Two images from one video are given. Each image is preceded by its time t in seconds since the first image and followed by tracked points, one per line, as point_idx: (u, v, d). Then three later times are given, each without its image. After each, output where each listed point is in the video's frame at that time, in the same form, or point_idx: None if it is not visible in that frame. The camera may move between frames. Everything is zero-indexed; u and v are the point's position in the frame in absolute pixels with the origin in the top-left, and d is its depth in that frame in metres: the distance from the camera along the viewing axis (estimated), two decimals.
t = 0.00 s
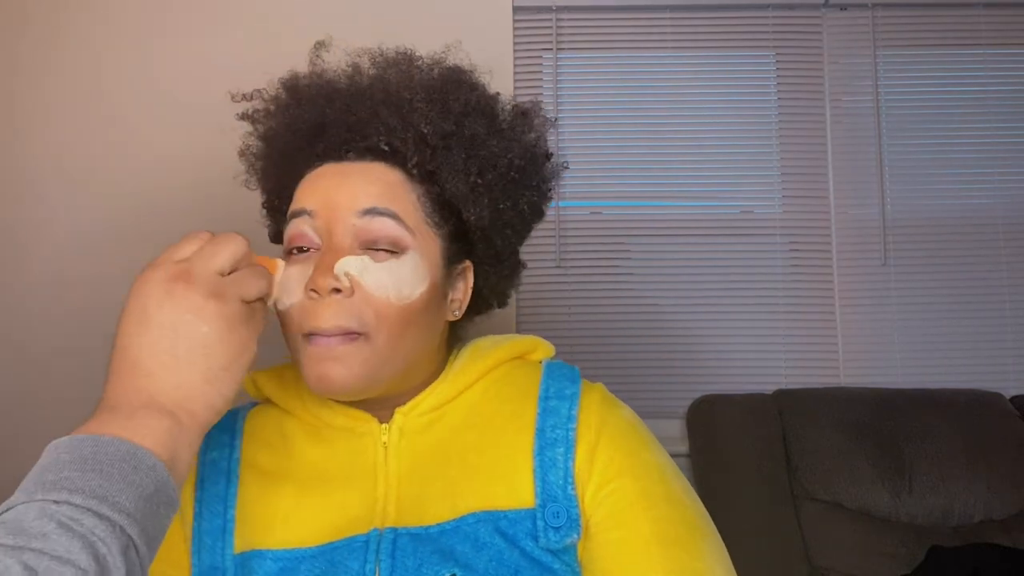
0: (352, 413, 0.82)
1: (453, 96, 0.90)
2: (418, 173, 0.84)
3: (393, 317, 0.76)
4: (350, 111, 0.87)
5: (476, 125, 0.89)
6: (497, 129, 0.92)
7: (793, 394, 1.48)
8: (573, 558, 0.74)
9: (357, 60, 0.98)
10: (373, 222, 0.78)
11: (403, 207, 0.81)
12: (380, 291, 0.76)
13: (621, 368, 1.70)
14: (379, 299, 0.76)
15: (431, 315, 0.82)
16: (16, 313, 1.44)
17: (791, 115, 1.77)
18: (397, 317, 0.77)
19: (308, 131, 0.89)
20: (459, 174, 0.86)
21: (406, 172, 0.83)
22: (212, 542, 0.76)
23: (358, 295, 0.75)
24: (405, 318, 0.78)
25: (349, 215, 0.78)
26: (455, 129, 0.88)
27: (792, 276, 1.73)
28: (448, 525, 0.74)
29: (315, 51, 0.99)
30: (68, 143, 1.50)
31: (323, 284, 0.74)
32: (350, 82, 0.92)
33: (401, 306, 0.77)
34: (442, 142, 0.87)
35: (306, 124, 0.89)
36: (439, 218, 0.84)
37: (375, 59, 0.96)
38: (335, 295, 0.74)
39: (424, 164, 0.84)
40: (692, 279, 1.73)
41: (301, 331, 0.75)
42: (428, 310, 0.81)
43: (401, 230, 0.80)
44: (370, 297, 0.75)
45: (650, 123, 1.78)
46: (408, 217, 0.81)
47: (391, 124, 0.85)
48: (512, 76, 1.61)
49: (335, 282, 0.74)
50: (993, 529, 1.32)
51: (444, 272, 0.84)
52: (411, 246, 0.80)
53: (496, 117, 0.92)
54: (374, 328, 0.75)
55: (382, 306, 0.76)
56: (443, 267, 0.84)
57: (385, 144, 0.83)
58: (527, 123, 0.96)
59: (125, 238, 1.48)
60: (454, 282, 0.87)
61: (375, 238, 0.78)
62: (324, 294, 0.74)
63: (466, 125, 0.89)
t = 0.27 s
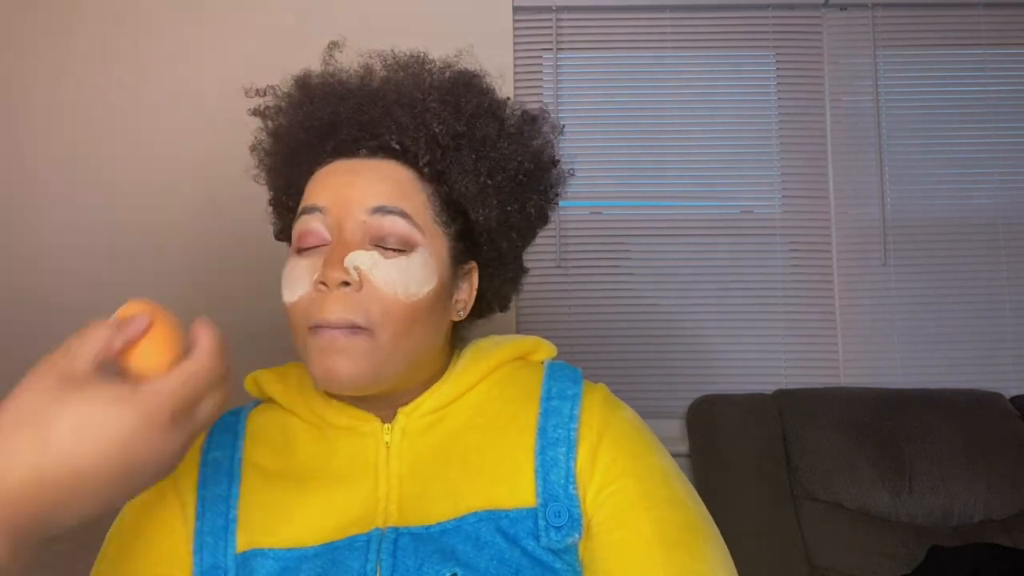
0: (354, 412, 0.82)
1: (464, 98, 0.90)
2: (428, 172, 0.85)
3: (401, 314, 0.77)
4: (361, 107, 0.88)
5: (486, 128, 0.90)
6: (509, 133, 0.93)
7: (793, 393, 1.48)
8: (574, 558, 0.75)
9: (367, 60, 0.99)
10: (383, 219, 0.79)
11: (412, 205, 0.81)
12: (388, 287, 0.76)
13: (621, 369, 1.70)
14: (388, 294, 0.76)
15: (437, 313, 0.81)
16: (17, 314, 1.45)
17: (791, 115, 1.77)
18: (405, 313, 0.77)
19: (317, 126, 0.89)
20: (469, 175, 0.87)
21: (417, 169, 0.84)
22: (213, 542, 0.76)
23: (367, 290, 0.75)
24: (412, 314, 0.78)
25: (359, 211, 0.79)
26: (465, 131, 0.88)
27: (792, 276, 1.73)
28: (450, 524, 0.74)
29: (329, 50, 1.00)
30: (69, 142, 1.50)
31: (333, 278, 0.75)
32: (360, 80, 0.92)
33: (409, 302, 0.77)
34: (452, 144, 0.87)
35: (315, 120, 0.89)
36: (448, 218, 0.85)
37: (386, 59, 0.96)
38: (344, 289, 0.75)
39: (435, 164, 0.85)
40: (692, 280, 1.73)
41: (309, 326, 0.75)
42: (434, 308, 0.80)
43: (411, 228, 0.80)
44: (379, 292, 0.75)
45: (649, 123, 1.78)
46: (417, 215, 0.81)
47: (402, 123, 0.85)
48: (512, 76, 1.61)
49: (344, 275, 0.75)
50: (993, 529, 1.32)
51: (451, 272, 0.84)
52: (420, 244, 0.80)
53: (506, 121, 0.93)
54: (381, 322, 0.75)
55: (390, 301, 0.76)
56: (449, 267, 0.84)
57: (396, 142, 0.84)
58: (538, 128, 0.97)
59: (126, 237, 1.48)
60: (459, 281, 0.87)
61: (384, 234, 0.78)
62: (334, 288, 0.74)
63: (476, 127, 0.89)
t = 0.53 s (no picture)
0: (380, 410, 0.82)
1: (495, 96, 0.86)
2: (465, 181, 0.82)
3: (459, 335, 0.79)
4: (386, 108, 0.83)
5: (517, 128, 0.86)
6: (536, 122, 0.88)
7: (793, 393, 1.48)
8: (589, 562, 0.74)
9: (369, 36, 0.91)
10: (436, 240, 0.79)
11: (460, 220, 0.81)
12: (449, 310, 0.78)
13: (622, 369, 1.70)
14: (448, 319, 0.78)
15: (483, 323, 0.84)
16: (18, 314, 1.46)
17: (792, 115, 1.77)
18: (462, 333, 0.79)
19: (335, 125, 0.83)
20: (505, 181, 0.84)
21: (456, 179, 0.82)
22: (236, 534, 0.77)
23: (428, 317, 0.77)
24: (468, 332, 0.80)
25: (411, 234, 0.78)
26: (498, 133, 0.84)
27: (792, 276, 1.73)
28: (465, 524, 0.74)
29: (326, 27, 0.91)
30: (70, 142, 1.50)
31: (394, 308, 0.76)
32: (376, 69, 0.86)
33: (466, 323, 0.79)
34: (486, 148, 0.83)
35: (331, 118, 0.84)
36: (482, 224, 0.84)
37: (399, 41, 0.89)
38: (408, 318, 0.76)
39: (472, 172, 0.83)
40: (693, 280, 1.73)
41: (370, 353, 0.77)
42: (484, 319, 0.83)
43: (461, 245, 0.80)
44: (440, 318, 0.78)
45: (649, 123, 1.77)
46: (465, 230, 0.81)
47: (435, 128, 0.81)
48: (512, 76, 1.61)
49: (406, 307, 0.76)
50: (992, 529, 1.32)
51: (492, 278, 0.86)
52: (469, 260, 0.81)
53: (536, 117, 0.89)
54: (441, 345, 0.78)
55: (451, 326, 0.78)
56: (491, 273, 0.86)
57: (427, 150, 0.81)
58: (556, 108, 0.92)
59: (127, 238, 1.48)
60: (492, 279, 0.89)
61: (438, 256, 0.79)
62: (396, 317, 0.76)
63: (509, 128, 0.86)
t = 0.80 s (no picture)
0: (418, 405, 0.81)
1: (548, 109, 0.76)
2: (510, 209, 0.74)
3: (499, 365, 0.74)
4: (425, 124, 0.73)
5: (571, 143, 0.77)
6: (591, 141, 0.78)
7: (793, 394, 1.47)
8: (620, 565, 0.74)
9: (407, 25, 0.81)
10: (478, 272, 0.72)
11: (505, 248, 0.73)
12: (489, 343, 0.72)
13: (622, 369, 1.70)
14: (488, 352, 0.73)
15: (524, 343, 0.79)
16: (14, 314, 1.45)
17: (792, 115, 1.77)
18: (502, 361, 0.74)
19: (369, 139, 0.74)
20: (552, 205, 0.76)
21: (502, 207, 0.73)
22: (269, 520, 0.76)
23: (468, 352, 0.72)
24: (508, 359, 0.75)
25: (453, 266, 0.71)
26: (548, 153, 0.75)
27: (792, 276, 1.73)
28: (496, 522, 0.75)
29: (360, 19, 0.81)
30: (67, 143, 1.50)
31: (431, 342, 0.71)
32: (417, 72, 0.75)
33: (505, 353, 0.74)
34: (536, 172, 0.74)
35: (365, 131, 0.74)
36: (527, 248, 0.77)
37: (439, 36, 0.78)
38: (444, 355, 0.71)
39: (518, 198, 0.74)
40: (693, 280, 1.73)
41: (407, 384, 0.73)
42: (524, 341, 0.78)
43: (506, 273, 0.73)
44: (481, 350, 0.72)
45: (646, 123, 1.77)
46: (510, 256, 0.74)
47: (480, 152, 0.72)
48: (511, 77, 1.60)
49: (446, 341, 0.71)
50: (992, 529, 1.32)
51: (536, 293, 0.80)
52: (513, 289, 0.74)
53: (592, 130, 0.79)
54: (480, 376, 0.73)
55: (491, 359, 0.73)
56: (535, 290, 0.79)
57: (471, 173, 0.72)
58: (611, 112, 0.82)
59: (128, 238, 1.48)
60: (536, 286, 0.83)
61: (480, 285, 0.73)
62: (432, 352, 0.71)
63: (562, 144, 0.76)
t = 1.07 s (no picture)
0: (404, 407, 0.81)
1: (466, 91, 0.78)
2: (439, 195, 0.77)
3: (434, 357, 0.76)
4: (350, 122, 0.78)
5: (497, 124, 0.79)
6: (514, 124, 0.81)
7: (793, 393, 1.47)
8: (612, 565, 0.74)
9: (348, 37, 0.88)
10: (404, 265, 0.75)
11: (433, 240, 0.76)
12: (419, 335, 0.75)
13: (622, 369, 1.70)
14: (420, 343, 0.75)
15: (472, 337, 0.80)
16: (14, 314, 1.45)
17: (792, 115, 1.77)
18: (438, 353, 0.76)
19: (310, 145, 0.80)
20: (484, 186, 0.78)
21: (428, 196, 0.77)
22: (261, 527, 0.77)
23: (400, 343, 0.75)
24: (447, 350, 0.77)
25: (376, 261, 0.75)
26: (473, 136, 0.78)
27: (792, 276, 1.73)
28: (488, 524, 0.75)
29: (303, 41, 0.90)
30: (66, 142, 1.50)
31: (366, 336, 0.74)
32: (345, 76, 0.81)
33: (441, 345, 0.77)
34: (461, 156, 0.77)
35: (309, 138, 0.81)
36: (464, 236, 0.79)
37: (369, 39, 0.84)
38: (376, 347, 0.74)
39: (445, 184, 0.77)
40: (693, 280, 1.73)
41: (349, 378, 0.76)
42: (469, 334, 0.80)
43: (433, 265, 0.76)
44: (413, 342, 0.75)
45: (647, 123, 1.77)
46: (438, 248, 0.77)
47: (398, 143, 0.76)
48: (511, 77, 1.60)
49: (374, 333, 0.74)
50: (992, 529, 1.32)
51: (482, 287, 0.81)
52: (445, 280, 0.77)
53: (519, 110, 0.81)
54: (415, 367, 0.76)
55: (424, 350, 0.76)
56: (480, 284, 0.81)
57: (395, 165, 0.76)
58: (541, 92, 0.84)
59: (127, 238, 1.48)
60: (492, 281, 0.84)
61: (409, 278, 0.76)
62: (366, 346, 0.74)
63: (487, 126, 0.79)
